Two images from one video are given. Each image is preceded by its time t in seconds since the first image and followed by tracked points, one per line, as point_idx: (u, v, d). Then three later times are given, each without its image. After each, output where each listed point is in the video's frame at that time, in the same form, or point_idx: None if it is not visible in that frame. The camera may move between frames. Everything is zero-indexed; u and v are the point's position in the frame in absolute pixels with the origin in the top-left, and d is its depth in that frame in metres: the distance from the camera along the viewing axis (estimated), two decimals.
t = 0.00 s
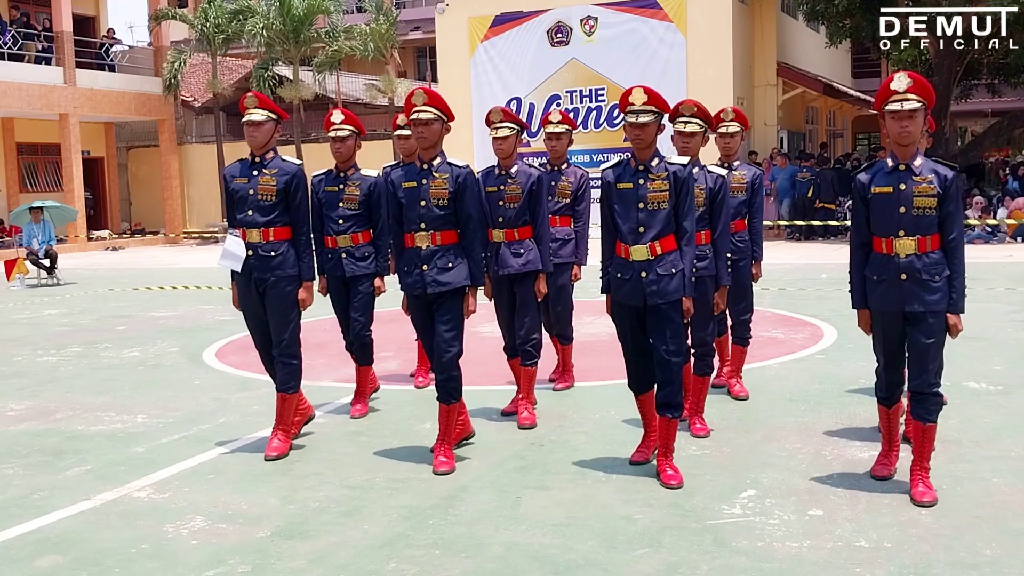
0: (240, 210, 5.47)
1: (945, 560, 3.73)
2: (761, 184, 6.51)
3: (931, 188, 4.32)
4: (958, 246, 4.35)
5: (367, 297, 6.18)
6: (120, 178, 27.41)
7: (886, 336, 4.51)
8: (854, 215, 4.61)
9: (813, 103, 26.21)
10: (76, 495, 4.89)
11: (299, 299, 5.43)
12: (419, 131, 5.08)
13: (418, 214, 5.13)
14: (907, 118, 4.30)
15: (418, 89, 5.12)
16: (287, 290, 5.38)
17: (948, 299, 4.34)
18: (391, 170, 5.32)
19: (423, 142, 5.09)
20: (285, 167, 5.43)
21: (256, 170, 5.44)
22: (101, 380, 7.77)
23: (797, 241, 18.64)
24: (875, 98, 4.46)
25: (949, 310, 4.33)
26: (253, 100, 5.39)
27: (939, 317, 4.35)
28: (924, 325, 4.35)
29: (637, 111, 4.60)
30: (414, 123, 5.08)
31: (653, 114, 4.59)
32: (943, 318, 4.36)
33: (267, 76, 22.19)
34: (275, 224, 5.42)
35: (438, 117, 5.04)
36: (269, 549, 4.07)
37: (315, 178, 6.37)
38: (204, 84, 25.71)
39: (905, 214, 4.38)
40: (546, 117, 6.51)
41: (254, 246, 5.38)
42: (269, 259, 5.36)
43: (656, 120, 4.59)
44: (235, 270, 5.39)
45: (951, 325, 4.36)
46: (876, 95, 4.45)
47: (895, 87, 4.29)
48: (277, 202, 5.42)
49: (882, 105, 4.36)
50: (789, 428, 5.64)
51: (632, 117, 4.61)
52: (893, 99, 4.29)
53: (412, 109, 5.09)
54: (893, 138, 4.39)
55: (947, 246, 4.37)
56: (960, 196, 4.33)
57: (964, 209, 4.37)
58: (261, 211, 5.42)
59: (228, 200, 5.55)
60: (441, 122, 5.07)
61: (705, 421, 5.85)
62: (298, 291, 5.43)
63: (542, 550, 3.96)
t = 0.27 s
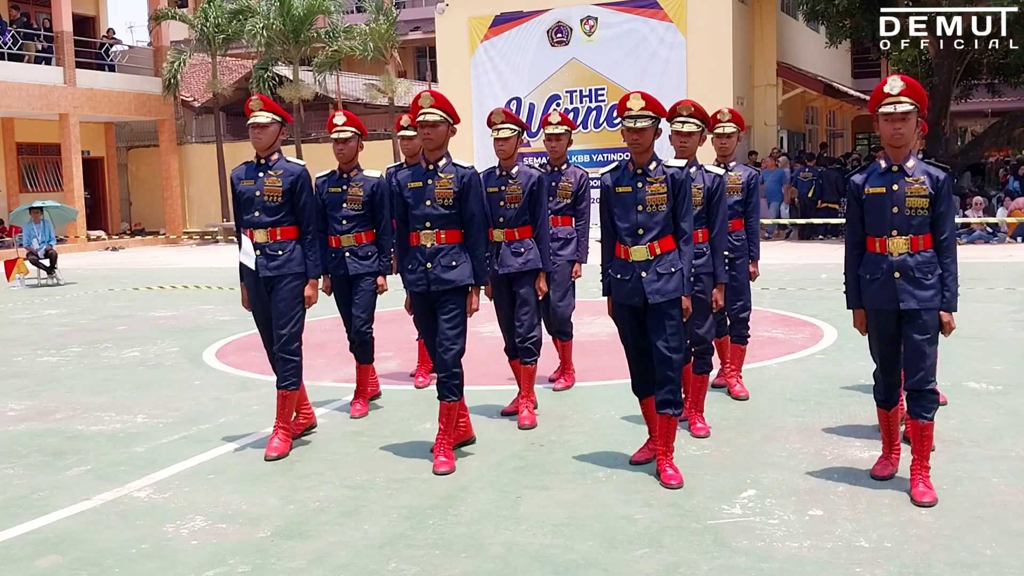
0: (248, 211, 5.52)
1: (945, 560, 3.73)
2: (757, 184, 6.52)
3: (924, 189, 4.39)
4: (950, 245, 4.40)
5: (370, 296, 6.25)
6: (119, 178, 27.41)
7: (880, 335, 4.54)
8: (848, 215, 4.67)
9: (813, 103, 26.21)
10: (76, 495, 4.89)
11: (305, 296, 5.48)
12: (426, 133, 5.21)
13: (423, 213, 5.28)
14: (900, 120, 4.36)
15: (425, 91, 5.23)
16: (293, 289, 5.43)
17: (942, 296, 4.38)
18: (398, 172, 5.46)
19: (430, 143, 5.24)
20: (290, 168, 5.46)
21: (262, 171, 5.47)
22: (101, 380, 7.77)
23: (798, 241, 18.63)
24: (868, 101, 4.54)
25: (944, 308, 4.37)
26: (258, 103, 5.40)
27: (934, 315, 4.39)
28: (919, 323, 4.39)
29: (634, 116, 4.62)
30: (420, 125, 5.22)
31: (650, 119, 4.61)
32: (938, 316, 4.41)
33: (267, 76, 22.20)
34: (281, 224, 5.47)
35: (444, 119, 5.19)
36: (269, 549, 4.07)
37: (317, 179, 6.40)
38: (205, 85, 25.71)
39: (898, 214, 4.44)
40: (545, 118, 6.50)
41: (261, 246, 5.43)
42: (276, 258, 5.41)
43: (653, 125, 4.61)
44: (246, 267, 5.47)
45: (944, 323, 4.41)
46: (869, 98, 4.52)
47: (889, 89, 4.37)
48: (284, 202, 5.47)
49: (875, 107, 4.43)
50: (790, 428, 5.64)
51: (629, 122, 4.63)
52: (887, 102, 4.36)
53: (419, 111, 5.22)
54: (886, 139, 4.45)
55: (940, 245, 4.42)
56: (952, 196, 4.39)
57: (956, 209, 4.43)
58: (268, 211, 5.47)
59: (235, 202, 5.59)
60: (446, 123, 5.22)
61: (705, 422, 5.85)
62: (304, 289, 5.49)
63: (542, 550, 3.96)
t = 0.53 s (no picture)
0: (256, 211, 5.60)
1: (945, 559, 3.73)
2: (754, 180, 6.53)
3: (917, 188, 4.53)
4: (943, 241, 4.57)
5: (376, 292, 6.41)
6: (119, 178, 27.40)
7: (875, 332, 4.68)
8: (842, 214, 4.78)
9: (813, 103, 26.21)
10: (77, 495, 4.89)
11: (312, 295, 5.54)
12: (432, 133, 5.31)
13: (431, 211, 5.37)
14: (892, 119, 4.49)
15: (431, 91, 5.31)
16: (301, 286, 5.51)
17: (935, 291, 4.57)
18: (404, 171, 5.54)
19: (436, 142, 5.32)
20: (296, 168, 5.55)
21: (270, 172, 5.58)
22: (101, 379, 7.77)
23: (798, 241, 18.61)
24: (861, 100, 4.68)
25: (938, 301, 4.56)
26: (265, 105, 5.49)
27: (928, 309, 4.58)
28: (915, 315, 4.57)
29: (635, 116, 4.78)
30: (426, 125, 5.31)
31: (651, 118, 4.77)
32: (932, 309, 4.60)
33: (265, 76, 22.15)
34: (289, 223, 5.54)
35: (450, 118, 5.29)
36: (268, 549, 4.07)
37: (322, 179, 6.58)
38: (204, 84, 25.70)
39: (892, 213, 4.57)
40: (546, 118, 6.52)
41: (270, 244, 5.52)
42: (284, 255, 5.50)
43: (655, 124, 4.77)
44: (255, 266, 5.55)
45: (938, 315, 4.60)
46: (862, 97, 4.66)
47: (881, 89, 4.52)
48: (291, 201, 5.55)
49: (868, 107, 4.57)
50: (790, 428, 5.63)
51: (631, 122, 4.78)
52: (880, 101, 4.50)
53: (426, 111, 5.31)
54: (879, 138, 4.57)
55: (933, 241, 4.59)
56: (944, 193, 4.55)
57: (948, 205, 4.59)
58: (275, 210, 5.55)
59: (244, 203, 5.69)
60: (452, 123, 5.31)
61: (705, 422, 5.86)
62: (311, 287, 5.55)
63: (542, 550, 3.96)
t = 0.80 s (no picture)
0: (268, 211, 5.71)
1: (945, 559, 3.73)
2: (757, 184, 6.61)
3: (921, 187, 4.65)
4: (946, 240, 4.71)
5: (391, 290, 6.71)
6: (119, 178, 27.39)
7: (876, 328, 4.78)
8: (846, 212, 4.91)
9: (813, 103, 26.21)
10: (77, 495, 4.89)
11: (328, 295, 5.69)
12: (442, 133, 5.42)
13: (440, 210, 5.47)
14: (896, 120, 4.61)
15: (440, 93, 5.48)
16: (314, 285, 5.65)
17: (937, 289, 4.69)
18: (414, 171, 5.66)
19: (445, 143, 5.43)
20: (308, 168, 5.66)
21: (282, 172, 5.68)
22: (101, 380, 7.77)
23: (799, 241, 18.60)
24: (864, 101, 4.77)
25: (939, 299, 4.69)
26: (277, 105, 5.63)
27: (929, 306, 4.72)
28: (915, 312, 4.72)
29: (646, 116, 4.90)
30: (436, 125, 5.44)
31: (662, 117, 4.89)
32: (934, 305, 4.73)
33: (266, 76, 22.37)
34: (300, 222, 5.65)
35: (458, 119, 5.42)
36: (268, 549, 4.07)
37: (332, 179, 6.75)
38: (204, 85, 25.69)
39: (898, 212, 4.70)
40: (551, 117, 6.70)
41: (282, 243, 5.63)
42: (297, 254, 5.61)
43: (664, 123, 4.89)
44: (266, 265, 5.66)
45: (941, 312, 4.73)
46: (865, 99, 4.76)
47: (884, 91, 4.61)
48: (302, 201, 5.65)
49: (871, 108, 4.67)
50: (790, 428, 5.64)
51: (641, 121, 4.91)
52: (882, 103, 4.60)
53: (435, 112, 5.46)
54: (882, 139, 4.70)
55: (936, 240, 4.72)
56: (946, 193, 4.68)
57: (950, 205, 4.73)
58: (287, 210, 5.66)
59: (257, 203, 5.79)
60: (462, 123, 5.45)
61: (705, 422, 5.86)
62: (326, 287, 5.69)
63: (542, 550, 3.96)
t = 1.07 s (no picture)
0: (283, 209, 5.74)
1: (945, 560, 3.73)
2: (765, 184, 6.74)
3: (927, 184, 4.68)
4: (950, 237, 4.75)
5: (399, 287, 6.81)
6: (119, 178, 27.40)
7: (882, 324, 4.79)
8: (852, 210, 4.94)
9: (813, 103, 26.21)
10: (77, 495, 4.89)
11: (340, 293, 5.74)
12: (454, 133, 5.43)
13: (451, 209, 5.48)
14: (901, 120, 4.65)
15: (454, 94, 5.48)
16: (327, 283, 5.69)
17: (942, 286, 4.71)
18: (426, 170, 5.67)
19: (457, 143, 5.45)
20: (323, 167, 5.67)
21: (298, 172, 5.70)
22: (101, 380, 7.77)
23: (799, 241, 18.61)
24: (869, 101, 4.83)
25: (943, 297, 4.70)
26: (294, 106, 5.64)
27: (934, 304, 4.74)
28: (921, 309, 4.74)
29: (659, 116, 4.97)
30: (448, 126, 5.45)
31: (675, 118, 4.97)
32: (939, 303, 4.75)
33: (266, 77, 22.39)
34: (315, 221, 5.68)
35: (471, 119, 5.43)
36: (268, 549, 4.07)
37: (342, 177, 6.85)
38: (205, 85, 25.69)
39: (904, 209, 4.72)
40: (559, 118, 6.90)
41: (296, 241, 5.66)
42: (310, 253, 5.63)
43: (678, 124, 4.96)
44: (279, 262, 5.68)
45: (945, 310, 4.75)
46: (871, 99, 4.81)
47: (890, 91, 4.65)
48: (318, 200, 5.68)
49: (877, 108, 4.72)
50: (789, 428, 5.63)
51: (655, 121, 4.97)
52: (888, 103, 4.66)
53: (447, 113, 5.47)
54: (887, 138, 4.74)
55: (941, 238, 4.75)
56: (951, 190, 4.72)
57: (955, 203, 4.76)
58: (303, 208, 5.69)
59: (270, 200, 5.80)
60: (474, 124, 5.46)
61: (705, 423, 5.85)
62: (338, 285, 5.74)
63: (542, 550, 3.96)
